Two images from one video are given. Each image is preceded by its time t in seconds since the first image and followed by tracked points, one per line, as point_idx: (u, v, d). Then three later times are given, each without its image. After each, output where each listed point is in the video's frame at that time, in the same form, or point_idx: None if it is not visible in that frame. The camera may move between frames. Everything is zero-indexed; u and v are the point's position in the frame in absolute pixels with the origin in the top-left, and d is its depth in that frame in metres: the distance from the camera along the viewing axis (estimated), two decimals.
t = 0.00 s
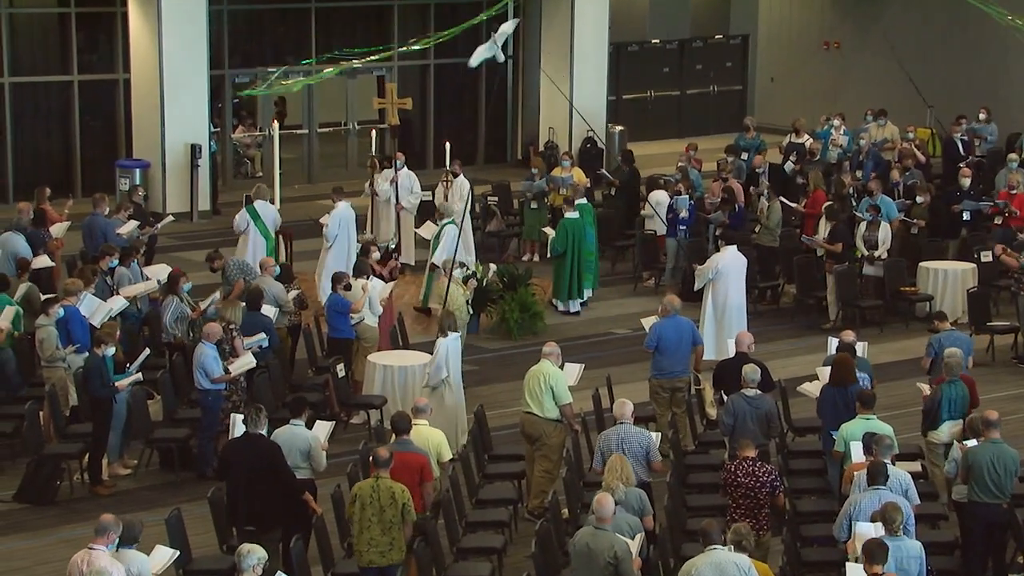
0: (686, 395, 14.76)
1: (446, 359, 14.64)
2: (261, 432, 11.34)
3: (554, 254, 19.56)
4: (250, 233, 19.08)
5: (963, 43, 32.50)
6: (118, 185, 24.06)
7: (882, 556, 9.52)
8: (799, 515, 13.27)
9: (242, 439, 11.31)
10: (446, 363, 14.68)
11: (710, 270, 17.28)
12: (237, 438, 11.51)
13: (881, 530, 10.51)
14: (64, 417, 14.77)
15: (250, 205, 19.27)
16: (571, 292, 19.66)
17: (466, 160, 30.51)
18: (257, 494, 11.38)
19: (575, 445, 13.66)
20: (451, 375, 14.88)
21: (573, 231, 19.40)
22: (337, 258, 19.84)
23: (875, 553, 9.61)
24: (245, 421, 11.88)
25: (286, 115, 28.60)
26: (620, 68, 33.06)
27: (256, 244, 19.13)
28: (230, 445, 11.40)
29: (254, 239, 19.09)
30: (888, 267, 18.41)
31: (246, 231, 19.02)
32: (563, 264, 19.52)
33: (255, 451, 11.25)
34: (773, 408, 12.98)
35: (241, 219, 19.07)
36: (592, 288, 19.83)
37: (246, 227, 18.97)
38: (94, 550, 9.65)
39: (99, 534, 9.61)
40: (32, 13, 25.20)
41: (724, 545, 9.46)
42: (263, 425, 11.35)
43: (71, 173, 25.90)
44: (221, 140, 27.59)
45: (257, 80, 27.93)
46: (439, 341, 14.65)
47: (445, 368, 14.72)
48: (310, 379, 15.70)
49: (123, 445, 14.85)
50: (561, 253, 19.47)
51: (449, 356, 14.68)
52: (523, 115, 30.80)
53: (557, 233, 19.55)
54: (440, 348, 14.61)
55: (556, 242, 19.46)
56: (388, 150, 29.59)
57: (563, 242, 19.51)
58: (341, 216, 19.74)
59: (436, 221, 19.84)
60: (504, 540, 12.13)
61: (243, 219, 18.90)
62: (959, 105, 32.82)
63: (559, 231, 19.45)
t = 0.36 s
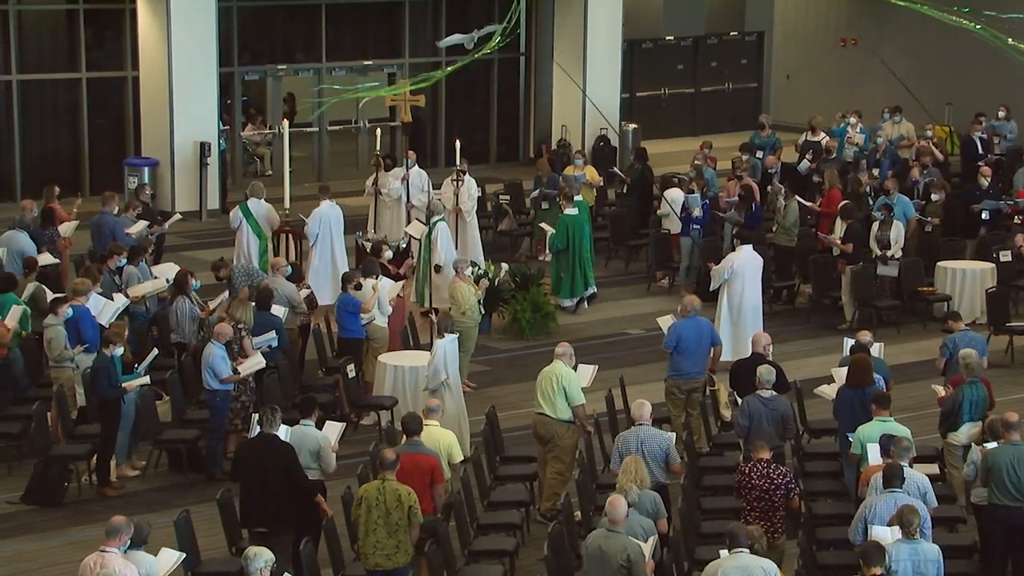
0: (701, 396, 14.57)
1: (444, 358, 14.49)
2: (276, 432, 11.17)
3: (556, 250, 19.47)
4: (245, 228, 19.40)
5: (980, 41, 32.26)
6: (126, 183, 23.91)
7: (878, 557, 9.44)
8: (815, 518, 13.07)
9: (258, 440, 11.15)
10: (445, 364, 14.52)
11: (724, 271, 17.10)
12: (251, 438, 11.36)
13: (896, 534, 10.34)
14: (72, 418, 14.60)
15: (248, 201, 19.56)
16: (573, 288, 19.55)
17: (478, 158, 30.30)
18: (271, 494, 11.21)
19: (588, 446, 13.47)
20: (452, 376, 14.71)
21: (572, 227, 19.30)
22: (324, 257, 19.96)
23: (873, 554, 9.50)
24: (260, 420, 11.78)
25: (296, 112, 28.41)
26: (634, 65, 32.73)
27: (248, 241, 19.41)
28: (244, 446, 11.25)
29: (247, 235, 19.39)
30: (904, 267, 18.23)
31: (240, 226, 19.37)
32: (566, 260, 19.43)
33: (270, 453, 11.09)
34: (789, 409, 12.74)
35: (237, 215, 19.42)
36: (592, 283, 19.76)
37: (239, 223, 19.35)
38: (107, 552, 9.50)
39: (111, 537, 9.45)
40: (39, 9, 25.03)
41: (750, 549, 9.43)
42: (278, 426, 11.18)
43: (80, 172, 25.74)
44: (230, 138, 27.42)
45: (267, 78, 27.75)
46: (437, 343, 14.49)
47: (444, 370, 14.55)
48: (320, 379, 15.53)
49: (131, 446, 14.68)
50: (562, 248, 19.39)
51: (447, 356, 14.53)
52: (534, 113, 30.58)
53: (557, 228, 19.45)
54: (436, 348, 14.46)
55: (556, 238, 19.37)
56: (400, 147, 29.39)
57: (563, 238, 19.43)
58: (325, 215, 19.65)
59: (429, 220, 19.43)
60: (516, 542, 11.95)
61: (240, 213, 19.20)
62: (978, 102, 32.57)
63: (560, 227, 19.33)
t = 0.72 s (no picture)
0: (718, 398, 14.38)
1: (448, 359, 14.68)
2: (295, 435, 11.00)
3: (558, 248, 19.36)
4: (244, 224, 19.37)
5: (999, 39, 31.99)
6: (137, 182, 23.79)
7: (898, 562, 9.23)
8: (834, 521, 12.87)
9: (275, 441, 10.98)
10: (449, 365, 14.70)
11: (742, 270, 16.91)
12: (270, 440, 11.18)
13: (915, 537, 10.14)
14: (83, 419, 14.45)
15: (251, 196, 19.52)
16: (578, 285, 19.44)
17: (492, 157, 30.13)
18: (288, 496, 11.02)
19: (604, 449, 13.29)
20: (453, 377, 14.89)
21: (575, 224, 19.23)
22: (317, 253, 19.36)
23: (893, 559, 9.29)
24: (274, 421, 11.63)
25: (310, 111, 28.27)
26: (651, 63, 32.48)
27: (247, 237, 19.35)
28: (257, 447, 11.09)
29: (246, 232, 19.34)
30: (924, 267, 18.03)
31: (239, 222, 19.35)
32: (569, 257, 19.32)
33: (286, 454, 10.93)
34: (808, 411, 12.55)
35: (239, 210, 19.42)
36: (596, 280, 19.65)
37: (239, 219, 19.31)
38: (127, 555, 9.44)
39: (130, 540, 9.38)
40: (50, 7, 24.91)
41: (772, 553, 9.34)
42: (295, 427, 11.00)
43: (91, 171, 25.62)
44: (243, 136, 27.28)
45: (280, 75, 27.60)
46: (440, 344, 14.66)
47: (447, 371, 14.72)
48: (333, 380, 15.38)
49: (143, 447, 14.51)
50: (564, 246, 19.27)
51: (450, 357, 14.72)
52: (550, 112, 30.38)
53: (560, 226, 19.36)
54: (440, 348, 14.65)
55: (558, 236, 19.27)
56: (414, 145, 29.23)
57: (566, 236, 19.33)
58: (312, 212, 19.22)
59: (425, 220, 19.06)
60: (531, 544, 11.78)
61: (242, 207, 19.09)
62: (997, 101, 32.29)
63: (562, 224, 19.28)
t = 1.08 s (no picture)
0: (733, 400, 14.18)
1: (454, 363, 14.61)
2: (309, 436, 10.82)
3: (554, 246, 19.50)
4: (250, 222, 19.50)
5: (1016, 38, 31.73)
6: (146, 181, 23.63)
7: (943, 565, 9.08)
8: (851, 524, 12.63)
9: (286, 443, 10.83)
10: (455, 368, 14.65)
11: (757, 270, 16.73)
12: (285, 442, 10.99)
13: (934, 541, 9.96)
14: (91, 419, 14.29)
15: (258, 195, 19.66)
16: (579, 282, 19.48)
17: (505, 155, 29.94)
18: (302, 499, 10.83)
19: (617, 451, 13.10)
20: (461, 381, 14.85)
21: (573, 222, 19.38)
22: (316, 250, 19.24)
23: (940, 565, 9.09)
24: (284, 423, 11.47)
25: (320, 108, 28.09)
26: (665, 60, 32.24)
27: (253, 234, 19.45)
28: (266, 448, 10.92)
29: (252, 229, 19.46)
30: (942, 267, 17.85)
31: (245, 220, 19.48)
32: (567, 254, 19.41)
33: (297, 456, 10.75)
34: (822, 412, 12.35)
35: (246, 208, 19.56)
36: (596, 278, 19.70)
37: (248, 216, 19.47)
38: (145, 557, 9.45)
39: (149, 543, 9.40)
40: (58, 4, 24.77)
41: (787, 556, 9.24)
42: (306, 428, 10.82)
43: (99, 169, 25.47)
44: (252, 134, 27.11)
45: (290, 73, 27.42)
46: (446, 348, 14.57)
47: (453, 374, 14.67)
48: (343, 380, 15.21)
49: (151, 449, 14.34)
50: (560, 244, 19.40)
51: (456, 361, 14.65)
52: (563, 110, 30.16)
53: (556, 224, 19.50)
54: (446, 352, 14.58)
55: (555, 233, 19.40)
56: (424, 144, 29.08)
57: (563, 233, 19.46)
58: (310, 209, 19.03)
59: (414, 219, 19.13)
60: (542, 547, 11.59)
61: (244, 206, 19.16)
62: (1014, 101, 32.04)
63: (558, 221, 19.42)
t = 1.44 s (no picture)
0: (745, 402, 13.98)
1: (455, 366, 14.16)
2: (316, 438, 10.65)
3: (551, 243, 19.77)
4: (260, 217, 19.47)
5: None
6: (151, 180, 23.49)
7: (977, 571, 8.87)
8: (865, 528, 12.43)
9: (293, 446, 10.66)
10: (457, 371, 14.18)
11: (767, 270, 16.55)
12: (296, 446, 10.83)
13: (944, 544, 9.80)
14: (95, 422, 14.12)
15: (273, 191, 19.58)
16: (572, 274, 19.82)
17: (513, 155, 29.78)
18: (308, 502, 10.66)
19: (627, 453, 12.92)
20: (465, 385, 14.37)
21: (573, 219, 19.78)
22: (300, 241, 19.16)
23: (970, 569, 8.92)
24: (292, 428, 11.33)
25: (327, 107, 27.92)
26: (674, 59, 32.05)
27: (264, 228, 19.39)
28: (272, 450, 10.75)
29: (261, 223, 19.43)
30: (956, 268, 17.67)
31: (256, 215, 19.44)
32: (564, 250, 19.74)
33: (307, 459, 10.58)
34: (831, 412, 12.13)
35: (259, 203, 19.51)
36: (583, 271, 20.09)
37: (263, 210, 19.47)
38: (153, 560, 9.40)
39: (159, 547, 9.34)
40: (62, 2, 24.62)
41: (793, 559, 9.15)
42: (312, 430, 10.66)
43: (104, 169, 25.32)
44: (258, 134, 26.96)
45: (296, 71, 27.26)
46: (448, 350, 14.13)
47: (456, 377, 14.21)
48: (349, 382, 15.05)
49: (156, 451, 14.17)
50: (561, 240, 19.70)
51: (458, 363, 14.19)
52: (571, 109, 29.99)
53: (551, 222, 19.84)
54: (447, 354, 14.16)
55: (556, 230, 19.67)
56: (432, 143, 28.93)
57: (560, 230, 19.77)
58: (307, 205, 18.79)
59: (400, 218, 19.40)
60: (552, 552, 11.41)
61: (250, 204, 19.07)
62: None
63: (556, 219, 19.76)
